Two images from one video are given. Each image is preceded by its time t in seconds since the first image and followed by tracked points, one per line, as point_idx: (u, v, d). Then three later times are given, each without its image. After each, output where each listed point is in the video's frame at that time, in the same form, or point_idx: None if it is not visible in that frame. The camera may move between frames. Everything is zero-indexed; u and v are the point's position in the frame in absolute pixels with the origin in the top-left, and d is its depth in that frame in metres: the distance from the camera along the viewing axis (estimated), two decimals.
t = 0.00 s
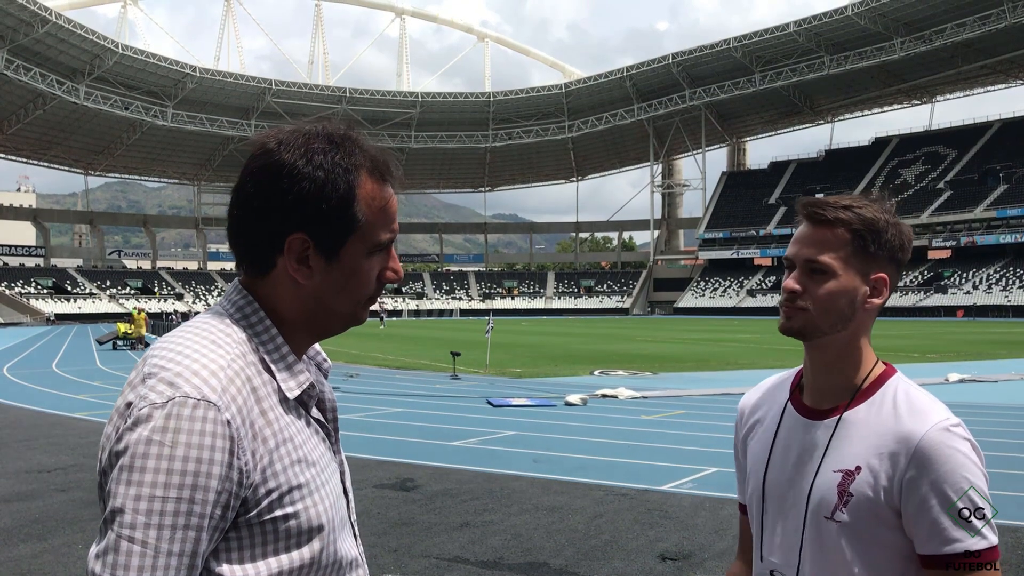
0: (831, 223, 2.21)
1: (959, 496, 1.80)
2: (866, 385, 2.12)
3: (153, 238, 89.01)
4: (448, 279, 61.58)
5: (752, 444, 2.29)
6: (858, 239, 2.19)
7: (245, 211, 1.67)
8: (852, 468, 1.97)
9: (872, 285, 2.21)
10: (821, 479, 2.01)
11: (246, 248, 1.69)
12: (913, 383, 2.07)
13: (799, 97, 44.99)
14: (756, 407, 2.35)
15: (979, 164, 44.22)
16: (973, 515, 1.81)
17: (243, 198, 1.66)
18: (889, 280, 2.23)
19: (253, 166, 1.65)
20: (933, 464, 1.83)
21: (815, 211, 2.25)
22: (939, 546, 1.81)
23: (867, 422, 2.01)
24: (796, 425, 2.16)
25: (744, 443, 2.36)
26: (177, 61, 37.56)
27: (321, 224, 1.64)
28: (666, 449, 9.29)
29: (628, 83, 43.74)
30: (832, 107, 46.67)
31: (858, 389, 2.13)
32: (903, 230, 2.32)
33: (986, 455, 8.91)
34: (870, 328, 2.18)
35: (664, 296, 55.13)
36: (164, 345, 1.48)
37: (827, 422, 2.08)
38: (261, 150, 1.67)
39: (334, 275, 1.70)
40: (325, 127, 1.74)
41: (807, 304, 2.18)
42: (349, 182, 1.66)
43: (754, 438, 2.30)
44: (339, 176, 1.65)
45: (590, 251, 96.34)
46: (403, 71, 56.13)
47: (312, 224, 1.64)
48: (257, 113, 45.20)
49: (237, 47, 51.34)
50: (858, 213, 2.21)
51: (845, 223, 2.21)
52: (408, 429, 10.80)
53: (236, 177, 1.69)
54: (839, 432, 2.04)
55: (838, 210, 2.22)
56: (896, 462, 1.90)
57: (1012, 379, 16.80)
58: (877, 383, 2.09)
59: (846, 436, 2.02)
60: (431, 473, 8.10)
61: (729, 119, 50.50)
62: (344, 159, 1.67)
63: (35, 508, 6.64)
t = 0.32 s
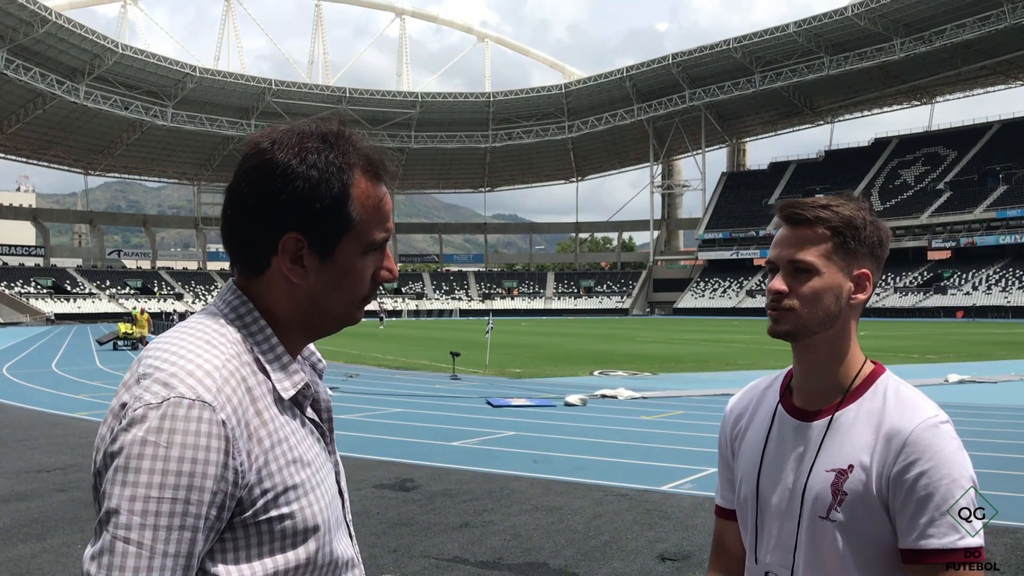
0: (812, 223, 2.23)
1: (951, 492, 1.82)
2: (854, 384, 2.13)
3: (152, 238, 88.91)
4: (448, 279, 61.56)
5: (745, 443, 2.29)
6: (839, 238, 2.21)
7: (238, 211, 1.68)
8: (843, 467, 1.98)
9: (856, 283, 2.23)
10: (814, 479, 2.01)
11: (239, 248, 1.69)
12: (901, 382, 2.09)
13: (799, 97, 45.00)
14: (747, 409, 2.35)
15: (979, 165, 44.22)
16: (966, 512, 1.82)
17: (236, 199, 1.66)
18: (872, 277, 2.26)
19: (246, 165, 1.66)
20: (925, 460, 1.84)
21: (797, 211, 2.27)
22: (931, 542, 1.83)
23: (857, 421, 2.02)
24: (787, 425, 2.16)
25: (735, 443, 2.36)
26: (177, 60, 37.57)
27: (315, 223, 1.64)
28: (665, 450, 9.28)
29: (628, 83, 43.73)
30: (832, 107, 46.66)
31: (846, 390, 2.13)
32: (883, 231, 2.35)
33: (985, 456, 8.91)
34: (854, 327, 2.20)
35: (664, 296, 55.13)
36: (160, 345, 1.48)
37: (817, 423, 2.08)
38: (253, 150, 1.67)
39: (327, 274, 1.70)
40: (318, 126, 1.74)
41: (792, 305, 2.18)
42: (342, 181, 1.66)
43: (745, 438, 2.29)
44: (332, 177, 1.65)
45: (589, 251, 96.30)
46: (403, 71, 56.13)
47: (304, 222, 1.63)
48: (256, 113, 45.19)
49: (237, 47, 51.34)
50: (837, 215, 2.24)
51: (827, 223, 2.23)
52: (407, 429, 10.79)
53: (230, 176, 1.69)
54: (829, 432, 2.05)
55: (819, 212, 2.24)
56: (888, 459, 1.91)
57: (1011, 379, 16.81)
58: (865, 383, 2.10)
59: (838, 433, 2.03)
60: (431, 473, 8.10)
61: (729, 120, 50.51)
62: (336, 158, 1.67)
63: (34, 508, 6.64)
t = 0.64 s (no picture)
0: (800, 225, 2.23)
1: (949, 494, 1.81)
2: (850, 384, 2.13)
3: (151, 238, 88.92)
4: (447, 279, 61.59)
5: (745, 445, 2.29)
6: (828, 238, 2.22)
7: (237, 210, 1.68)
8: (841, 466, 1.97)
9: (846, 282, 2.24)
10: (812, 480, 2.01)
11: (237, 247, 1.69)
12: (896, 379, 2.09)
13: (798, 97, 45.01)
14: (745, 410, 2.35)
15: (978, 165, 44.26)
16: (965, 515, 1.81)
17: (235, 198, 1.66)
18: (862, 277, 2.26)
19: (242, 167, 1.66)
20: (923, 459, 1.84)
21: (784, 213, 2.27)
22: (929, 540, 1.83)
23: (855, 419, 2.02)
24: (784, 427, 2.16)
25: (735, 443, 2.35)
26: (175, 60, 37.54)
27: (315, 222, 1.65)
28: (664, 450, 9.29)
29: (627, 83, 43.76)
30: (832, 108, 46.70)
31: (841, 389, 2.14)
32: (873, 230, 2.36)
33: (984, 456, 8.92)
34: (846, 326, 2.20)
35: (663, 296, 55.15)
36: (158, 345, 1.48)
37: (812, 423, 2.09)
38: (250, 150, 1.67)
39: (326, 273, 1.70)
40: (316, 126, 1.74)
41: (785, 306, 2.18)
42: (340, 181, 1.66)
43: (745, 436, 2.29)
44: (331, 178, 1.65)
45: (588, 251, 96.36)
46: (402, 71, 56.18)
47: (303, 222, 1.64)
48: (255, 113, 45.19)
49: (237, 47, 51.35)
50: (825, 216, 2.25)
51: (816, 223, 2.23)
52: (406, 429, 10.78)
53: (227, 175, 1.69)
54: (826, 431, 2.05)
55: (808, 213, 2.24)
56: (888, 460, 1.90)
57: (1010, 379, 16.84)
58: (861, 383, 2.11)
59: (836, 433, 2.03)
60: (430, 473, 8.10)
61: (728, 120, 50.53)
62: (335, 157, 1.67)
63: (33, 508, 6.63)
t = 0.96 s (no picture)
0: (785, 224, 2.24)
1: (950, 490, 1.82)
2: (845, 382, 2.15)
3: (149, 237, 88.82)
4: (446, 278, 61.62)
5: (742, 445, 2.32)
6: (811, 236, 2.23)
7: (239, 209, 1.69)
8: (840, 461, 1.99)
9: (832, 277, 2.24)
10: (807, 477, 2.03)
11: (238, 246, 1.70)
12: (892, 376, 2.11)
13: (796, 97, 45.05)
14: (744, 410, 2.37)
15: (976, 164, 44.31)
16: (966, 512, 1.82)
17: (237, 195, 1.67)
18: (850, 272, 2.28)
19: (242, 167, 1.67)
20: (922, 454, 1.86)
21: (775, 211, 2.29)
22: (929, 534, 1.83)
23: (851, 416, 2.04)
24: (781, 426, 2.18)
25: (734, 442, 2.38)
26: (174, 59, 37.51)
27: (317, 221, 1.65)
28: (662, 449, 9.31)
29: (626, 82, 43.78)
30: (830, 107, 46.75)
31: (837, 386, 2.15)
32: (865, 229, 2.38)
33: (983, 455, 8.94)
34: (836, 321, 2.22)
35: (662, 296, 55.19)
36: (158, 345, 1.49)
37: (808, 421, 2.11)
38: (252, 149, 1.68)
39: (327, 272, 1.71)
40: (316, 126, 1.75)
41: (771, 305, 2.20)
42: (341, 181, 1.67)
43: (743, 436, 2.31)
44: (332, 177, 1.66)
45: (587, 250, 96.42)
46: (401, 70, 56.20)
47: (304, 221, 1.64)
48: (254, 113, 45.12)
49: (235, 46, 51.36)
50: (806, 215, 2.26)
51: (798, 222, 2.25)
52: (404, 429, 10.79)
53: (229, 174, 1.72)
54: (822, 431, 2.07)
55: (790, 213, 2.26)
56: (888, 457, 1.92)
57: (1008, 379, 16.85)
58: (858, 379, 2.13)
59: (832, 433, 2.05)
60: (428, 472, 8.11)
61: (727, 120, 50.54)
62: (336, 157, 1.68)
63: (31, 508, 6.64)
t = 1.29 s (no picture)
0: (787, 222, 2.26)
1: (949, 490, 1.82)
2: (847, 380, 2.15)
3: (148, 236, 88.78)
4: (445, 277, 61.67)
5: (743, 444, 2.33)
6: (815, 233, 2.24)
7: (238, 207, 1.69)
8: (838, 460, 2.00)
9: (835, 275, 2.24)
10: (807, 476, 2.04)
11: (237, 243, 1.70)
12: (891, 374, 2.11)
13: (796, 95, 45.04)
14: (745, 411, 2.39)
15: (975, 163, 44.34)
16: (964, 513, 1.82)
17: (237, 195, 1.68)
18: (853, 269, 2.27)
19: (243, 164, 1.67)
20: (921, 453, 1.85)
21: (772, 209, 2.30)
22: (928, 534, 1.83)
23: (851, 415, 2.04)
24: (780, 425, 2.18)
25: (738, 441, 2.38)
26: (173, 58, 37.50)
27: (317, 221, 1.66)
28: (662, 448, 9.32)
29: (625, 81, 43.79)
30: (829, 106, 46.76)
31: (837, 384, 2.15)
32: (865, 226, 2.37)
33: (981, 453, 8.97)
34: (838, 319, 2.22)
35: (661, 295, 55.20)
36: (156, 344, 1.49)
37: (808, 420, 2.11)
38: (252, 148, 1.69)
39: (326, 270, 1.71)
40: (317, 124, 1.76)
41: (773, 302, 2.20)
42: (342, 179, 1.67)
43: (745, 436, 2.33)
44: (333, 176, 1.66)
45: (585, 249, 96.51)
46: (400, 69, 56.22)
47: (304, 220, 1.65)
48: (252, 111, 45.09)
49: (234, 45, 51.33)
50: (809, 212, 2.27)
51: (801, 219, 2.26)
52: (403, 428, 10.78)
53: (229, 173, 1.71)
54: (822, 429, 2.07)
55: (793, 210, 2.27)
56: (885, 455, 1.92)
57: (1006, 377, 16.90)
58: (859, 377, 2.12)
59: (832, 431, 2.05)
60: (428, 472, 8.11)
61: (726, 118, 50.55)
62: (336, 156, 1.68)
63: (30, 507, 6.64)
